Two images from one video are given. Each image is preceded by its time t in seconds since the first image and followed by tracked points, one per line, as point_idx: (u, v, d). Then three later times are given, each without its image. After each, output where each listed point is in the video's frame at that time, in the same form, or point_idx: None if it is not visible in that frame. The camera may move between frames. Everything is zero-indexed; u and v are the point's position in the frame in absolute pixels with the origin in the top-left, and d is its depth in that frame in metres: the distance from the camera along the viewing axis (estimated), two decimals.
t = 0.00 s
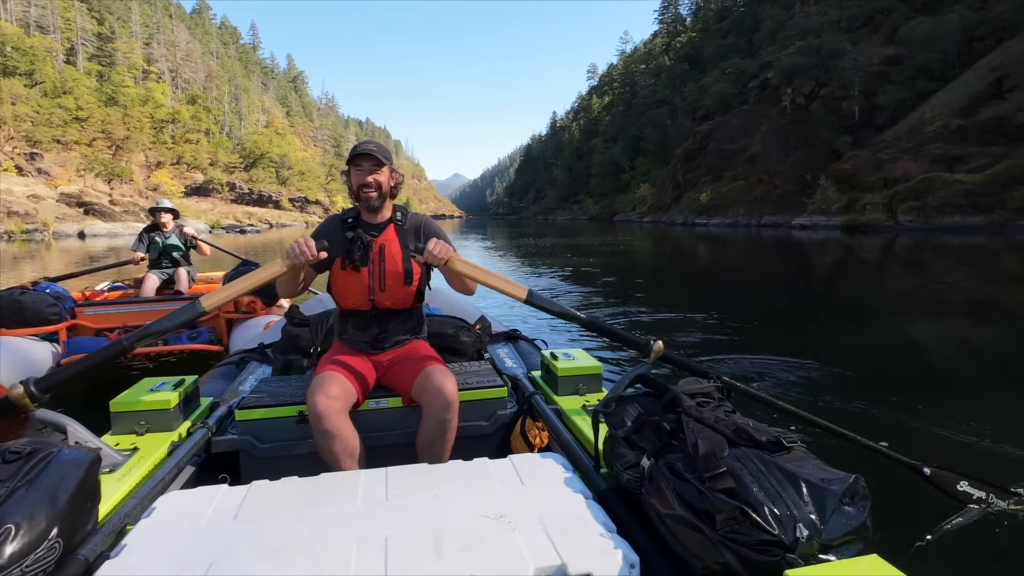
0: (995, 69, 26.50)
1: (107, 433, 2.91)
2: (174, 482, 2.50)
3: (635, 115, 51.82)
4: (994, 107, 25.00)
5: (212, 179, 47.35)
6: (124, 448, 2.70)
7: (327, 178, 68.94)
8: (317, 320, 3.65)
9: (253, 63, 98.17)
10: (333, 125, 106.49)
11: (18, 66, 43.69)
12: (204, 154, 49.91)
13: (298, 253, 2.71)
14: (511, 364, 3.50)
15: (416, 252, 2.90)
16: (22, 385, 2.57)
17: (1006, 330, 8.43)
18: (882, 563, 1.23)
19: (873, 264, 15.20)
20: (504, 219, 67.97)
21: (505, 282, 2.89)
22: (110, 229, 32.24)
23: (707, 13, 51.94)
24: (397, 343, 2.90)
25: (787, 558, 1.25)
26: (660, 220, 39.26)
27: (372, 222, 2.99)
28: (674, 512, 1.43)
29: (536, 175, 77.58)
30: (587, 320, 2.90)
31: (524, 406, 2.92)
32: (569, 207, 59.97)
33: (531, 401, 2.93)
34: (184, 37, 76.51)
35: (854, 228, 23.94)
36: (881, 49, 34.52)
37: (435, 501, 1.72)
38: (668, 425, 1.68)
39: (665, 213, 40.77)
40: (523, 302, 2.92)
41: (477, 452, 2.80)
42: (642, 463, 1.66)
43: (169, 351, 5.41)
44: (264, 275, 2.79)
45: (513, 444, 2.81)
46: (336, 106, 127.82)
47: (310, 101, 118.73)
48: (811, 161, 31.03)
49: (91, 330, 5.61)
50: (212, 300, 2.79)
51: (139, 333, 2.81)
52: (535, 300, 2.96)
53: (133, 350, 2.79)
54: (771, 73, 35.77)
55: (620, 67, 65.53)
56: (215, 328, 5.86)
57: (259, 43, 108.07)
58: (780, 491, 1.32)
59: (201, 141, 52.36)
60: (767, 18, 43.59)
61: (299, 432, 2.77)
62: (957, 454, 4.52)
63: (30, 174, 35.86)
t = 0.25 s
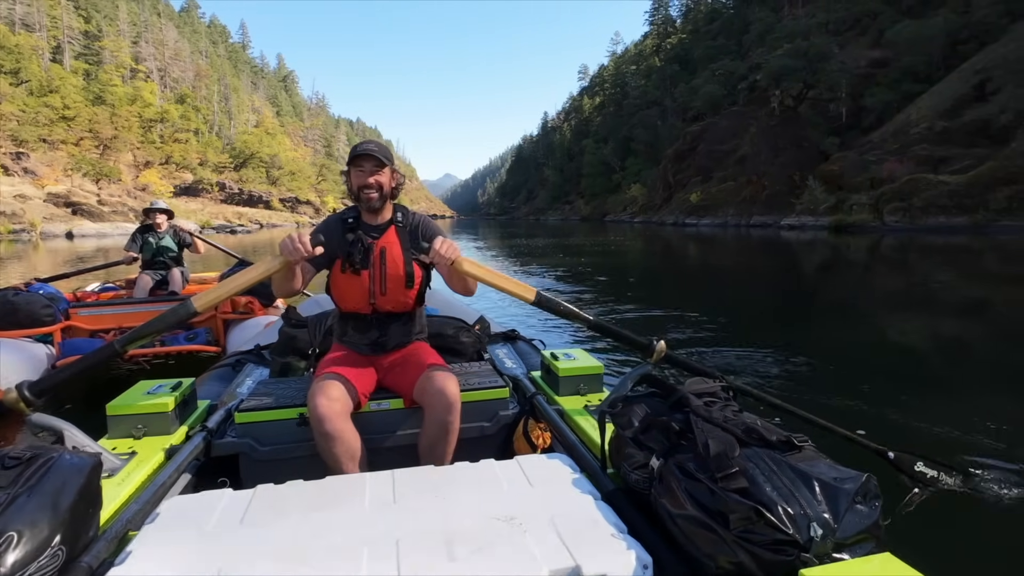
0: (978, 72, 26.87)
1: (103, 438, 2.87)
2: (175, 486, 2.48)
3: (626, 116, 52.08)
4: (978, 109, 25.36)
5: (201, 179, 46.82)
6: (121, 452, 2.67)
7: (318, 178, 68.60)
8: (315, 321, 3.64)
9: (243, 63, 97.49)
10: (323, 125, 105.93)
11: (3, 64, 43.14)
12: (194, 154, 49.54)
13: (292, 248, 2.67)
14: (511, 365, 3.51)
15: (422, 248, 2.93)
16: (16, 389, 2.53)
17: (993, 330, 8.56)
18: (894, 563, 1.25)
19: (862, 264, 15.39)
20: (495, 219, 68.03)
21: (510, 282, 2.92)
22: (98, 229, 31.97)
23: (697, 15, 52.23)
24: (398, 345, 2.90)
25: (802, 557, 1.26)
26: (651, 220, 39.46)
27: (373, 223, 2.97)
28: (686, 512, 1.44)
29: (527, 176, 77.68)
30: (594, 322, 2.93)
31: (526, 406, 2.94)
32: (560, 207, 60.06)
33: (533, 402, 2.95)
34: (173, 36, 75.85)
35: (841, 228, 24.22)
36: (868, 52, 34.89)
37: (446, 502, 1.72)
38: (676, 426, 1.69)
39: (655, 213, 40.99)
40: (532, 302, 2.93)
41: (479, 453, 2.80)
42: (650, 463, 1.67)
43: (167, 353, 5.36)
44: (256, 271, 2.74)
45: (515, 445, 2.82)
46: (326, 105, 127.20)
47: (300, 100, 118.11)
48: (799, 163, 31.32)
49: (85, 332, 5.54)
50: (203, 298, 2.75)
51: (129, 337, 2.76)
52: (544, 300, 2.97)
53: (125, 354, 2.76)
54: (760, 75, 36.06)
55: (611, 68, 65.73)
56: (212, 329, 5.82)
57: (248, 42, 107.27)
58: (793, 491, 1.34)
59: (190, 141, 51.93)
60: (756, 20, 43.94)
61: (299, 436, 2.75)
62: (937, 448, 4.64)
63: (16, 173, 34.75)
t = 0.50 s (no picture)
0: (963, 75, 27.23)
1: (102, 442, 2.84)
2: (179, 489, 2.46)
3: (617, 116, 52.31)
4: (962, 112, 25.72)
5: (191, 179, 46.12)
6: (122, 456, 2.64)
7: (308, 178, 68.21)
8: (315, 322, 3.62)
9: (232, 62, 96.80)
10: (314, 124, 105.41)
11: None
12: (183, 153, 49.14)
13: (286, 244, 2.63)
14: (513, 365, 3.52)
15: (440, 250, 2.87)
16: (13, 395, 2.51)
17: (981, 328, 8.66)
18: (910, 559, 1.27)
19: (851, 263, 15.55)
20: (487, 219, 67.98)
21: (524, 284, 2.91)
22: (87, 229, 31.78)
23: (687, 16, 52.51)
24: (401, 346, 2.88)
25: (821, 556, 1.28)
26: (642, 220, 39.65)
27: (377, 223, 2.95)
28: (701, 512, 1.46)
29: (518, 176, 77.71)
30: (608, 324, 2.97)
31: (531, 406, 2.95)
32: (552, 207, 60.19)
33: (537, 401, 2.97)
34: (161, 34, 75.18)
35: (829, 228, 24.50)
36: (856, 54, 35.26)
37: (461, 502, 1.72)
38: (689, 424, 1.69)
39: (646, 213, 41.19)
40: (548, 307, 2.92)
41: (483, 453, 2.80)
42: (663, 462, 1.68)
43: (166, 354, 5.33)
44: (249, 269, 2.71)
45: (520, 445, 2.82)
46: (317, 105, 126.57)
47: (290, 100, 117.49)
48: (788, 164, 31.61)
49: (82, 333, 5.46)
50: (195, 298, 2.69)
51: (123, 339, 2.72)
52: (559, 305, 2.95)
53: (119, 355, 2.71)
54: (749, 77, 36.36)
55: (602, 69, 65.96)
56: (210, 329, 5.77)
57: (238, 41, 106.54)
58: (809, 490, 1.35)
59: (179, 140, 51.50)
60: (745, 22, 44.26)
61: (302, 437, 2.74)
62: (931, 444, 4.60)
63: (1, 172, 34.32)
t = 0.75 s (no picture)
0: (948, 77, 27.60)
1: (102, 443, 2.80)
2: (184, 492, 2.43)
3: (609, 117, 52.52)
4: (947, 114, 26.06)
5: (181, 178, 45.57)
6: (123, 459, 2.60)
7: (300, 178, 67.85)
8: (315, 322, 3.64)
9: (222, 61, 96.07)
10: (305, 124, 104.83)
11: None
12: (172, 152, 48.75)
13: (286, 260, 2.37)
14: (515, 364, 3.53)
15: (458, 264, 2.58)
16: (11, 397, 2.46)
17: (972, 327, 8.76)
18: (928, 553, 1.28)
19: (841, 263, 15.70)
20: (479, 219, 67.96)
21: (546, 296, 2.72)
22: (76, 229, 31.54)
23: (678, 18, 52.76)
24: (405, 346, 2.87)
25: (842, 550, 1.29)
26: (633, 220, 39.82)
27: (382, 222, 2.95)
28: (720, 509, 1.46)
29: (510, 176, 77.73)
30: (620, 329, 2.89)
31: (535, 406, 2.94)
32: (544, 207, 60.28)
33: (542, 401, 2.96)
34: (151, 32, 74.52)
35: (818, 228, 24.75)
36: (844, 56, 35.63)
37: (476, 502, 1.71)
38: (702, 421, 1.69)
39: (638, 213, 41.38)
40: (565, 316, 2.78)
41: (489, 453, 2.82)
42: (677, 460, 1.67)
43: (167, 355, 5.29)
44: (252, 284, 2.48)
45: (526, 444, 2.83)
46: (308, 105, 125.91)
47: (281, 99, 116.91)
48: (777, 165, 31.89)
49: (78, 333, 5.38)
50: (194, 311, 2.52)
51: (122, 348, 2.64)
52: (577, 312, 2.83)
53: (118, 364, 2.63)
54: (739, 79, 36.61)
55: (594, 70, 66.13)
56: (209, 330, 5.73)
57: (228, 40, 105.68)
58: (828, 486, 1.36)
59: (168, 139, 51.06)
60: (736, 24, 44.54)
61: (307, 438, 2.73)
62: (909, 440, 4.70)
63: None
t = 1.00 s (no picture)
0: (936, 80, 27.89)
1: (106, 444, 2.79)
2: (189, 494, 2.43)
3: (602, 118, 52.69)
4: (935, 116, 26.34)
5: (173, 178, 45.28)
6: (128, 460, 2.59)
7: (292, 178, 67.57)
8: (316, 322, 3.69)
9: (214, 60, 95.47)
10: (297, 124, 104.40)
11: None
12: (164, 152, 48.37)
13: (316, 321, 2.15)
14: (517, 363, 3.56)
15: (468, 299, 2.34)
16: (16, 398, 2.39)
17: (963, 326, 8.85)
18: (941, 546, 1.30)
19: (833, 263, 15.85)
20: (473, 220, 67.92)
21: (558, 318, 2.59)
22: (68, 229, 31.55)
23: (671, 19, 52.94)
24: (409, 347, 2.87)
25: (857, 545, 1.30)
26: (626, 221, 39.97)
27: (386, 222, 2.96)
28: (734, 506, 1.48)
29: (504, 177, 77.75)
30: (627, 335, 2.83)
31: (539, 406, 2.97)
32: (538, 208, 60.40)
33: (545, 401, 2.98)
34: (141, 31, 73.95)
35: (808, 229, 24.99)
36: (834, 58, 35.90)
37: (489, 500, 1.72)
38: (714, 419, 1.70)
39: (631, 214, 41.56)
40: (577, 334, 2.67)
41: (494, 454, 2.85)
42: (688, 457, 1.69)
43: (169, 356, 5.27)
44: (282, 332, 2.33)
45: (530, 443, 2.85)
46: (300, 104, 125.36)
47: (274, 99, 116.41)
48: (768, 166, 32.15)
49: (78, 334, 5.46)
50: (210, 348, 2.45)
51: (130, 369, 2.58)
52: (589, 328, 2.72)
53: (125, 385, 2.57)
54: (730, 80, 36.84)
55: (587, 70, 66.27)
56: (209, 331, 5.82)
57: (220, 39, 104.99)
58: (842, 483, 1.37)
59: (160, 139, 50.71)
60: (728, 26, 44.77)
61: (312, 438, 2.75)
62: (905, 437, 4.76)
63: None
